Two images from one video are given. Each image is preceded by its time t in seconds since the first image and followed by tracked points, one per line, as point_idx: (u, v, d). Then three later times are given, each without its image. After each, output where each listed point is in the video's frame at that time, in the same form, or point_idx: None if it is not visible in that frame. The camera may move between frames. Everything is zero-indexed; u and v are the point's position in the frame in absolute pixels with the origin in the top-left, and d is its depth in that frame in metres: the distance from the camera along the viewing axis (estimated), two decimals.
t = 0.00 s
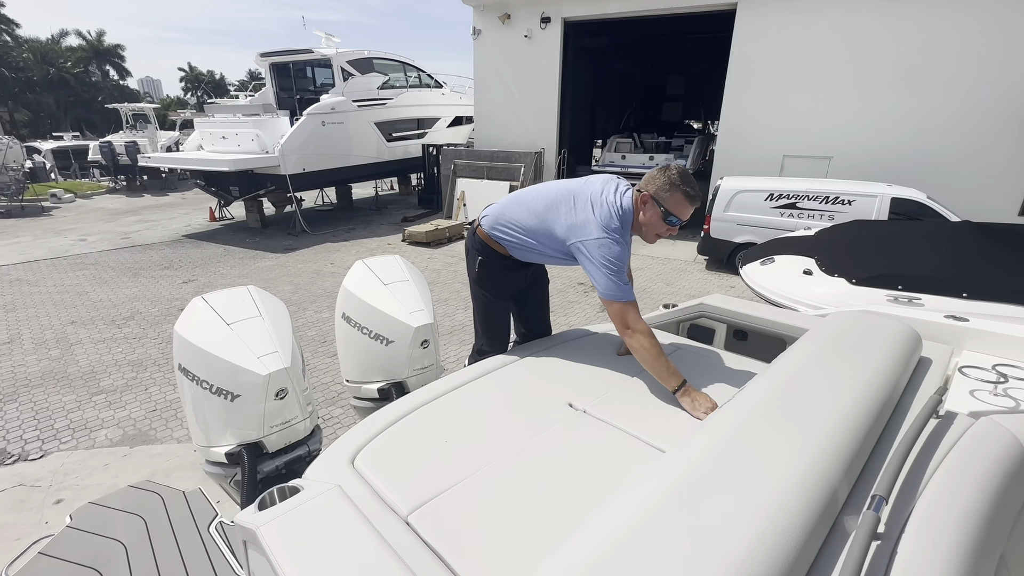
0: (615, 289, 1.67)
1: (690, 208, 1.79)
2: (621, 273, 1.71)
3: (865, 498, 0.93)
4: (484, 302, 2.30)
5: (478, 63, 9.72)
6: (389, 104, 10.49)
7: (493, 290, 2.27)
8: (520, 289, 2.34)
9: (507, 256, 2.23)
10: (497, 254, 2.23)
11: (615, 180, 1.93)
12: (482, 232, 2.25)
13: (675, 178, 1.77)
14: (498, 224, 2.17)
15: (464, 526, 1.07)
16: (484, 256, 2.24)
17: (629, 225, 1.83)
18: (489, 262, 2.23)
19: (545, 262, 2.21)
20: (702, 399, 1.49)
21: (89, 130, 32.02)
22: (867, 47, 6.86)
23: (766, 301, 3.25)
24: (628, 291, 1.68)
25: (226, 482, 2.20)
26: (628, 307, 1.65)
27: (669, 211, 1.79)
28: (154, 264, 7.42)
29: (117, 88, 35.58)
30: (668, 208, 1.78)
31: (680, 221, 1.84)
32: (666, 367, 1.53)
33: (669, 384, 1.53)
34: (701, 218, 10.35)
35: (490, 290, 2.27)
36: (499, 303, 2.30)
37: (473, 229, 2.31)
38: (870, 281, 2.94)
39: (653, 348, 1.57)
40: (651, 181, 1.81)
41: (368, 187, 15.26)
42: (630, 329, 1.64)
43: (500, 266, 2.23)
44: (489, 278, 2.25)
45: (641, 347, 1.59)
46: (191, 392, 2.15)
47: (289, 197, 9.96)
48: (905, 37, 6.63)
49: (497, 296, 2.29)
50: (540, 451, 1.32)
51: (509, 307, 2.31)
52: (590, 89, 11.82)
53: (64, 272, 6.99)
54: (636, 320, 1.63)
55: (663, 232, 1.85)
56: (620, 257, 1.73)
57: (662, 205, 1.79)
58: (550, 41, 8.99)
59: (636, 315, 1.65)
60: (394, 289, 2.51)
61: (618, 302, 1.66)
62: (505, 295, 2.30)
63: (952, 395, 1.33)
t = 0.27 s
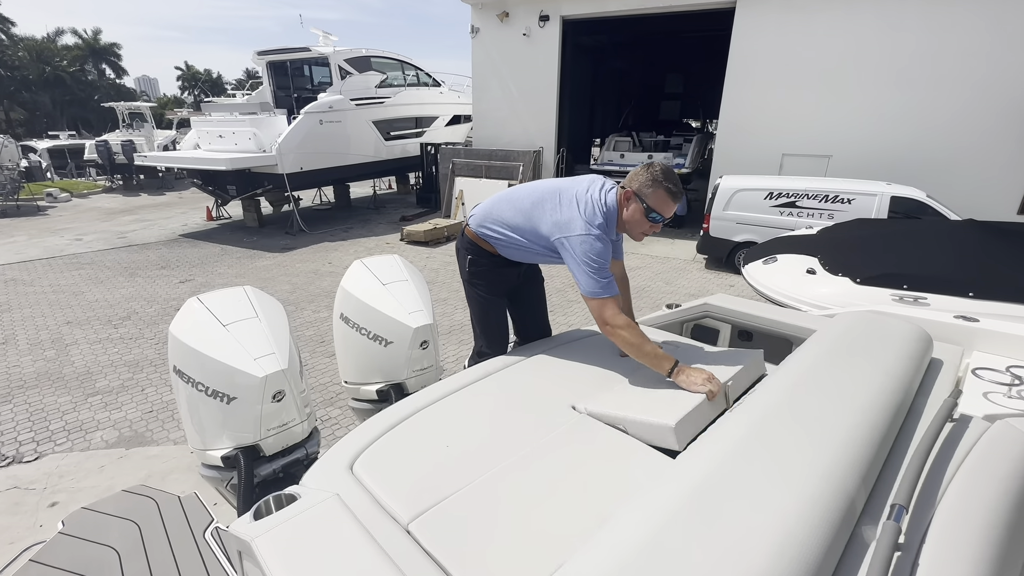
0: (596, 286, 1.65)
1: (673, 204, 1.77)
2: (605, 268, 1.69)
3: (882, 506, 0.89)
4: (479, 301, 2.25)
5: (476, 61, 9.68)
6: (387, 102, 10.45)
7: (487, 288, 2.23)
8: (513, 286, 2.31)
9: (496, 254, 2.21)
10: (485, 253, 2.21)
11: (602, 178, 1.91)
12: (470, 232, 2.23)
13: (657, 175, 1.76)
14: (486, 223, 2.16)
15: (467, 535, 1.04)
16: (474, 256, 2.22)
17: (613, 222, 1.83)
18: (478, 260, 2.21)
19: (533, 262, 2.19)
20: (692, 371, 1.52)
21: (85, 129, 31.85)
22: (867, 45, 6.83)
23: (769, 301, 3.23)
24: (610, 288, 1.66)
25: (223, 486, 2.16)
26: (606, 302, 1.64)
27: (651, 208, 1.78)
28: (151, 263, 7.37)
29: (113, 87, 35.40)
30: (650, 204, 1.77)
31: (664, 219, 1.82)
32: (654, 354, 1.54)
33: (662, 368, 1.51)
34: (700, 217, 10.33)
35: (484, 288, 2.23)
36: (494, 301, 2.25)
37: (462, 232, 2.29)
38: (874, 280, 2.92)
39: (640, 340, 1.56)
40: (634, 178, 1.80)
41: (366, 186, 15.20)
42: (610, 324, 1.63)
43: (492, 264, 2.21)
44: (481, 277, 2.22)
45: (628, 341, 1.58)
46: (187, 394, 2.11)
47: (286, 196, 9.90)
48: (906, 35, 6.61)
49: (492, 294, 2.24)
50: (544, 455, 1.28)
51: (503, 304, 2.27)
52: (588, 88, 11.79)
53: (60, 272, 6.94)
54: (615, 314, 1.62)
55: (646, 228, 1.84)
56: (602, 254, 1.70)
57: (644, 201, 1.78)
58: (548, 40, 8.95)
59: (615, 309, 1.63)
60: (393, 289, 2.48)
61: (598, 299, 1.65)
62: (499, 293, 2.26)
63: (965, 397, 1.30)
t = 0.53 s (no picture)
0: (569, 264, 1.74)
1: (653, 186, 1.76)
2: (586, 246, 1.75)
3: (897, 520, 0.87)
4: (473, 301, 2.18)
5: (474, 60, 9.64)
6: (385, 102, 10.40)
7: (480, 286, 2.18)
8: (507, 286, 2.26)
9: (486, 253, 2.17)
10: (475, 252, 2.17)
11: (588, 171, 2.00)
12: (456, 229, 2.22)
13: (639, 156, 1.77)
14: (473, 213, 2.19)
15: (468, 550, 1.01)
16: (464, 255, 2.19)
17: (594, 207, 1.87)
18: (470, 260, 2.17)
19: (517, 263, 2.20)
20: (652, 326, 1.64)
21: (81, 128, 31.69)
22: (867, 44, 6.81)
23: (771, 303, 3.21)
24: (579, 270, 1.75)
25: (218, 492, 2.12)
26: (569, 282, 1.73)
27: (631, 188, 1.78)
28: (147, 264, 7.31)
29: (109, 86, 35.24)
30: (630, 184, 1.77)
31: (645, 202, 1.81)
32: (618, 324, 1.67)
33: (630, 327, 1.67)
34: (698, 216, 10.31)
35: (479, 287, 2.17)
36: (489, 301, 2.19)
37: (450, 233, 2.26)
38: (877, 282, 2.90)
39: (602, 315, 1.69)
40: (618, 160, 1.82)
41: (364, 185, 15.14)
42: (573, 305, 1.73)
43: (484, 262, 2.16)
44: (474, 276, 2.17)
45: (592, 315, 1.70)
46: (181, 400, 2.07)
47: (283, 195, 9.83)
48: (905, 34, 6.58)
49: (486, 294, 2.18)
50: (546, 463, 1.25)
51: (497, 304, 2.20)
52: (587, 87, 11.75)
53: (55, 273, 6.88)
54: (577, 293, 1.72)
55: (626, 211, 1.84)
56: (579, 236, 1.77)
57: (625, 181, 1.78)
58: (546, 38, 8.91)
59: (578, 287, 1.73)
60: (391, 291, 2.44)
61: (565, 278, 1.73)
62: (492, 293, 2.20)
63: (976, 404, 1.28)
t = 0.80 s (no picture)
0: (551, 250, 1.74)
1: (642, 168, 1.73)
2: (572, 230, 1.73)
3: (914, 539, 0.83)
4: (462, 301, 2.15)
5: (471, 59, 9.58)
6: (381, 101, 10.34)
7: (469, 285, 2.14)
8: (497, 287, 2.23)
9: (477, 251, 2.13)
10: (465, 249, 2.13)
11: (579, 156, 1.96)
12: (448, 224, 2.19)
13: (628, 139, 1.74)
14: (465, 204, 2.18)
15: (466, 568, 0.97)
16: (454, 253, 2.15)
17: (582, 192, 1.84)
18: (460, 258, 2.13)
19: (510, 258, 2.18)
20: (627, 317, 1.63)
21: (76, 128, 31.52)
22: (866, 43, 6.79)
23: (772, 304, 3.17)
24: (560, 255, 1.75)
25: (212, 500, 2.08)
26: (550, 270, 1.73)
27: (619, 171, 1.74)
28: (142, 264, 7.25)
29: (104, 85, 35.08)
30: (618, 167, 1.74)
31: (633, 185, 1.77)
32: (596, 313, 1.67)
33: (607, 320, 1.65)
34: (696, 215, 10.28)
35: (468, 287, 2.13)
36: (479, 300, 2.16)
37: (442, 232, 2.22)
38: (880, 283, 2.86)
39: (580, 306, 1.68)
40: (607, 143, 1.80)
41: (360, 185, 15.07)
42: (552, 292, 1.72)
43: (473, 261, 2.12)
44: (462, 275, 2.13)
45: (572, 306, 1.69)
46: (173, 405, 2.03)
47: (280, 195, 9.77)
48: (905, 33, 6.56)
49: (476, 293, 2.15)
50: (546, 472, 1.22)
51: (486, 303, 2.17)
52: (584, 86, 11.71)
53: (49, 273, 6.81)
54: (555, 282, 1.71)
55: (614, 195, 1.81)
56: (563, 223, 1.76)
57: (613, 164, 1.75)
58: (544, 37, 8.86)
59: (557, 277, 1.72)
60: (388, 293, 2.40)
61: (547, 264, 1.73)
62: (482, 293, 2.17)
63: (988, 413, 1.24)
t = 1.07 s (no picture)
0: (555, 236, 1.69)
1: (631, 152, 1.68)
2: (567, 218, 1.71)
3: (926, 555, 0.80)
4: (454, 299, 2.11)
5: (468, 58, 9.54)
6: (378, 100, 10.28)
7: (462, 284, 2.11)
8: (487, 288, 2.20)
9: (469, 248, 2.10)
10: (458, 245, 2.09)
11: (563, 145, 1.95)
12: (438, 225, 2.15)
13: (616, 122, 1.69)
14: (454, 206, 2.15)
15: None
16: (445, 249, 2.11)
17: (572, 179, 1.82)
18: (451, 253, 2.10)
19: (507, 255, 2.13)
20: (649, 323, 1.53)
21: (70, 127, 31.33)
22: (863, 42, 6.77)
23: (772, 305, 3.15)
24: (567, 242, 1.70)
25: (203, 507, 2.04)
26: (563, 260, 1.68)
27: (608, 157, 1.70)
28: (136, 264, 7.19)
29: (98, 84, 34.88)
30: (606, 153, 1.70)
31: (623, 171, 1.73)
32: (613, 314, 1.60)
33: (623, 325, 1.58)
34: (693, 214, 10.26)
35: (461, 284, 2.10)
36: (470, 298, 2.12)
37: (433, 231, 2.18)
38: (880, 284, 2.84)
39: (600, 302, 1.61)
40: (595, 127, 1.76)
41: (357, 184, 15.01)
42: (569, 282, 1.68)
43: (467, 257, 2.09)
44: (455, 272, 2.10)
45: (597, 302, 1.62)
46: (162, 410, 1.99)
47: (275, 194, 9.71)
48: (902, 32, 6.54)
49: (468, 291, 2.12)
50: (543, 482, 1.19)
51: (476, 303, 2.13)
52: (581, 85, 11.69)
53: (42, 274, 6.74)
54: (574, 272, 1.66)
55: (604, 181, 1.77)
56: (562, 208, 1.72)
57: (601, 150, 1.71)
58: (541, 36, 8.83)
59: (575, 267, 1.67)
60: (382, 295, 2.37)
61: (556, 253, 1.68)
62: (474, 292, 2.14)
63: (996, 420, 1.21)
